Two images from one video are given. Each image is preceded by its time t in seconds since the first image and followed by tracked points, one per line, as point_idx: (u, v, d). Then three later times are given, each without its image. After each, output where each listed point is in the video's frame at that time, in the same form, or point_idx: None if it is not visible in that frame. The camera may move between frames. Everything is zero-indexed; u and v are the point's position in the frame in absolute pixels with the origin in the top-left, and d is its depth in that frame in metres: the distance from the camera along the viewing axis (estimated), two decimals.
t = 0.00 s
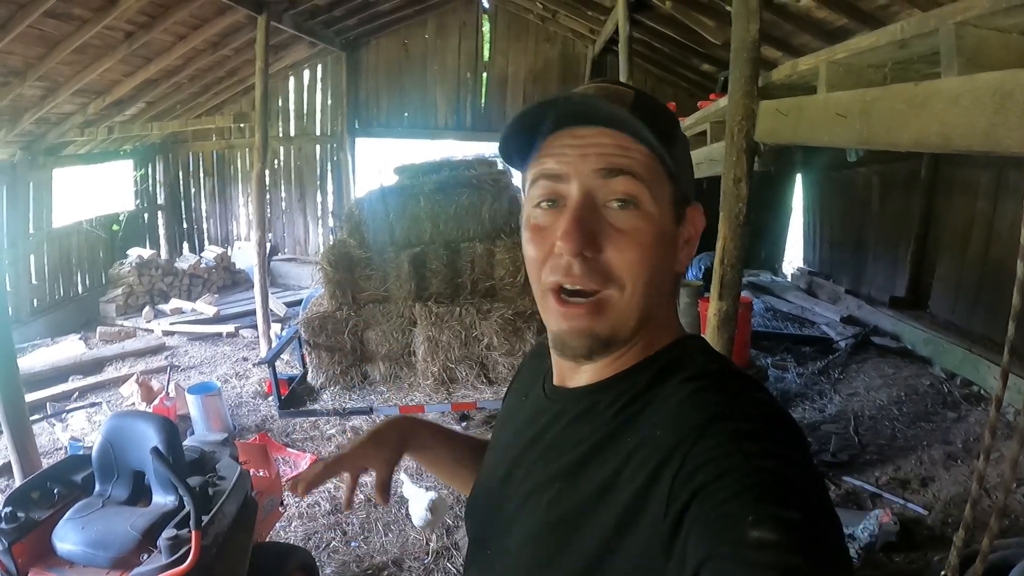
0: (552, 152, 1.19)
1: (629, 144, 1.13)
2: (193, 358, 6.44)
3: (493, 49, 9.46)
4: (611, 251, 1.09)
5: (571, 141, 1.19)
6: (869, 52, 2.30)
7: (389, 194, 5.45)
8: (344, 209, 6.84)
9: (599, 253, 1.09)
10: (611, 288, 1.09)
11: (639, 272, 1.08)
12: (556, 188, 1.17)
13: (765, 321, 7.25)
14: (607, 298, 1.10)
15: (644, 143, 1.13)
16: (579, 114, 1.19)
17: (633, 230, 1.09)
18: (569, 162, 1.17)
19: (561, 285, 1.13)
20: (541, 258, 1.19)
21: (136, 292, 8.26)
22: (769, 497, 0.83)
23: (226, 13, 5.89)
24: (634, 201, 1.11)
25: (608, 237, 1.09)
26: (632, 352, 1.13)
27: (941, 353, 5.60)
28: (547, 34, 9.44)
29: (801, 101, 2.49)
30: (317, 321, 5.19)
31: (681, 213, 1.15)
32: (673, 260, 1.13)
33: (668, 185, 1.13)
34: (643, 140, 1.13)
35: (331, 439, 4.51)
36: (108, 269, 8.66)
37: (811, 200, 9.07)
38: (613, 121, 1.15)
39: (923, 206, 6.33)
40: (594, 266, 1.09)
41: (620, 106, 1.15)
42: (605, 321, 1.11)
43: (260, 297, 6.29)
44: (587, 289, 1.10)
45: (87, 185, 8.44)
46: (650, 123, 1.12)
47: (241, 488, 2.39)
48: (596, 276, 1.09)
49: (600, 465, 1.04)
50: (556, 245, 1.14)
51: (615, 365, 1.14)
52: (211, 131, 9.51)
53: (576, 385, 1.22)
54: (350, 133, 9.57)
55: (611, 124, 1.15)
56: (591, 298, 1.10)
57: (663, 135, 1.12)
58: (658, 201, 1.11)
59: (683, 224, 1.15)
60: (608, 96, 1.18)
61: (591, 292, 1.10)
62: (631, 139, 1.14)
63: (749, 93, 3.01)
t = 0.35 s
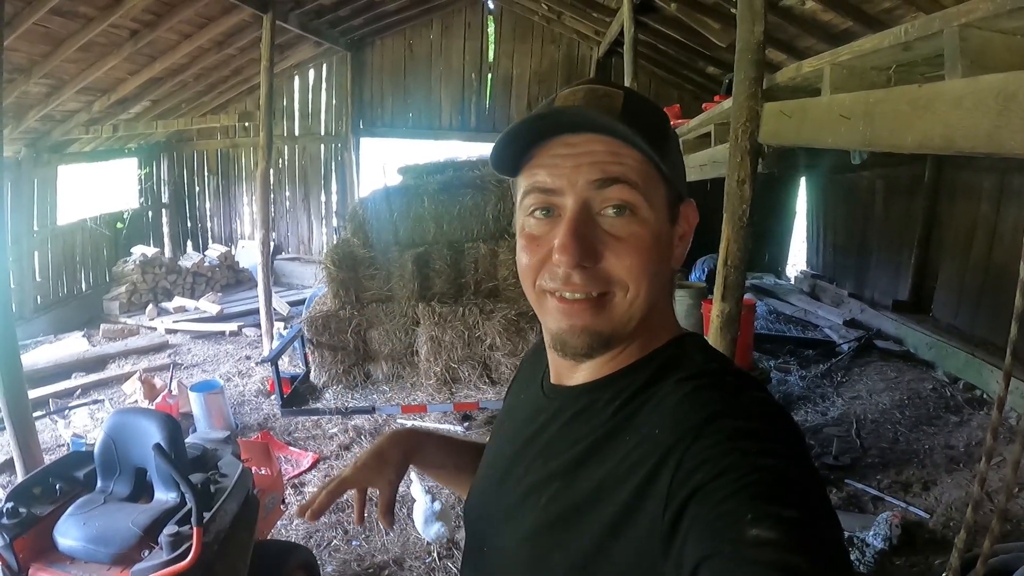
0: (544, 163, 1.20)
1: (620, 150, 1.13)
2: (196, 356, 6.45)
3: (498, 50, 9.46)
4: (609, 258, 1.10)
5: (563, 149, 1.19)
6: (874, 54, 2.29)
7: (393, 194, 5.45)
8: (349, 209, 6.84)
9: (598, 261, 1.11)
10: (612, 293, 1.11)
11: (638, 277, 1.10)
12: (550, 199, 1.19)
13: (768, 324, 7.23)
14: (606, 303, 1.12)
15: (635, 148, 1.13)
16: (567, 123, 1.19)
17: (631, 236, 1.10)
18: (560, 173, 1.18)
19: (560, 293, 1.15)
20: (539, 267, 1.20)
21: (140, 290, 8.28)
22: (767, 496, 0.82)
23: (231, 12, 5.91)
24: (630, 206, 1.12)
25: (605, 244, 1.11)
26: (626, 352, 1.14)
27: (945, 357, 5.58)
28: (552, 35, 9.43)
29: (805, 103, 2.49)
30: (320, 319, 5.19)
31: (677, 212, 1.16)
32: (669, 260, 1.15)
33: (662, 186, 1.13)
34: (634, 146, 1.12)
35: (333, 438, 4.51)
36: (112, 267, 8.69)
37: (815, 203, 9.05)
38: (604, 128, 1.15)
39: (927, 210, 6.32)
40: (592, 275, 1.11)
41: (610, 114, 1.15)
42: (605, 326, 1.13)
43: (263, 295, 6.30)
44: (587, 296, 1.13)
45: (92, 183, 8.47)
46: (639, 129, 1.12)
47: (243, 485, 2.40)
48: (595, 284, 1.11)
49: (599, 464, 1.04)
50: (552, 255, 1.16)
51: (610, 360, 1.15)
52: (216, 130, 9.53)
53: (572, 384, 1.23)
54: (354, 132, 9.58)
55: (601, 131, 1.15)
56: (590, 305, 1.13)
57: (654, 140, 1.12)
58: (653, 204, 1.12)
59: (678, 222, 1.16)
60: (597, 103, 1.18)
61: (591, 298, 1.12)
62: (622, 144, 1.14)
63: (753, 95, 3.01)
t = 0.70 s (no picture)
0: (520, 157, 1.25)
1: (586, 145, 1.16)
2: (198, 355, 6.45)
3: (499, 49, 9.46)
4: (566, 248, 1.12)
5: (537, 145, 1.23)
6: (880, 54, 2.27)
7: (394, 193, 5.45)
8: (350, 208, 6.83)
9: (554, 251, 1.13)
10: (570, 284, 1.13)
11: (597, 269, 1.11)
12: (521, 191, 1.23)
13: (770, 322, 7.22)
14: (564, 294, 1.13)
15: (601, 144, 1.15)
16: (540, 117, 1.23)
17: (588, 229, 1.12)
18: (531, 166, 1.22)
19: (524, 282, 1.18)
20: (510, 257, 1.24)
21: (141, 289, 8.26)
22: (765, 498, 0.81)
23: (232, 11, 5.89)
24: (590, 200, 1.14)
25: (563, 235, 1.13)
26: (603, 351, 1.15)
27: (947, 357, 5.56)
28: (554, 34, 9.42)
29: (810, 102, 2.47)
30: (322, 319, 5.18)
31: (652, 212, 1.15)
32: (641, 259, 1.14)
33: (631, 184, 1.14)
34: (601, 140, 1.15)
35: (335, 439, 4.50)
36: (113, 266, 8.69)
37: (817, 201, 9.03)
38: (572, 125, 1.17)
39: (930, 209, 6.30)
40: (550, 263, 1.13)
41: (580, 104, 1.16)
42: (564, 316, 1.14)
43: (265, 295, 6.29)
44: (546, 285, 1.14)
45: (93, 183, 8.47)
46: (607, 121, 1.13)
47: (245, 486, 2.40)
48: (552, 273, 1.13)
49: (598, 465, 1.03)
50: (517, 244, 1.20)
51: (598, 371, 1.15)
52: (217, 129, 9.52)
53: (569, 386, 1.22)
54: (356, 131, 9.57)
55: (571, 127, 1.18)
56: (549, 294, 1.14)
57: (622, 134, 1.12)
58: (617, 200, 1.13)
59: (656, 223, 1.16)
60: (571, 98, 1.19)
61: (548, 288, 1.14)
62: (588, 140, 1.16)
63: (757, 95, 2.99)
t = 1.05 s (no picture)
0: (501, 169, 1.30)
1: (551, 140, 1.21)
2: (194, 355, 6.40)
3: (498, 46, 9.39)
4: (542, 231, 1.11)
5: (514, 154, 1.28)
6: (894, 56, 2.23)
7: (392, 191, 5.41)
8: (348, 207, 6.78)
9: (531, 235, 1.12)
10: (548, 265, 1.09)
11: (572, 245, 1.09)
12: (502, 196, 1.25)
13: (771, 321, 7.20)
14: (545, 275, 1.09)
15: (567, 139, 1.20)
16: (511, 128, 1.30)
17: (560, 210, 1.12)
18: (508, 171, 1.25)
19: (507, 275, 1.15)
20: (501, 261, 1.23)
21: (137, 288, 8.19)
22: (767, 498, 0.79)
23: (229, 8, 5.82)
24: (561, 184, 1.15)
25: (538, 219, 1.13)
26: (596, 340, 1.12)
27: (949, 357, 5.53)
28: (553, 30, 9.35)
29: (819, 104, 2.43)
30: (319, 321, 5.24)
31: (627, 192, 1.15)
32: (618, 236, 1.11)
33: (598, 166, 1.16)
34: (562, 134, 1.20)
35: (333, 440, 4.46)
36: (109, 265, 8.62)
37: (817, 200, 9.01)
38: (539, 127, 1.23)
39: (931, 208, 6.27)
40: (528, 247, 1.11)
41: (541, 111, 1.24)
42: (546, 298, 1.09)
43: (262, 294, 6.24)
44: (526, 271, 1.11)
45: (89, 180, 8.40)
46: (563, 118, 1.21)
47: (242, 493, 2.36)
48: (531, 257, 1.10)
49: (598, 466, 1.00)
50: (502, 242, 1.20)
51: (598, 374, 1.12)
52: (213, 126, 9.45)
53: (572, 387, 1.17)
54: (353, 128, 9.49)
55: (539, 130, 1.24)
56: (530, 279, 1.11)
57: (581, 127, 1.19)
58: (586, 181, 1.14)
59: (631, 204, 1.14)
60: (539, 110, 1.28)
61: (529, 271, 1.11)
62: (555, 137, 1.21)
63: (764, 95, 2.95)
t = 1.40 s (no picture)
0: (491, 190, 1.24)
1: (543, 160, 1.14)
2: (187, 356, 6.33)
3: (490, 40, 9.31)
4: (546, 262, 1.09)
5: (501, 173, 1.22)
6: (903, 43, 2.19)
7: (385, 188, 5.34)
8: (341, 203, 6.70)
9: (537, 267, 1.10)
10: (557, 297, 1.08)
11: (580, 277, 1.07)
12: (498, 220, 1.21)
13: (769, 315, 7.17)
14: (554, 307, 1.09)
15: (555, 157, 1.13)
16: (495, 144, 1.21)
17: (563, 240, 1.09)
18: (501, 193, 1.20)
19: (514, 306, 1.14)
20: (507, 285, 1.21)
21: (129, 288, 8.10)
22: (770, 500, 0.81)
23: (218, 3, 5.73)
24: (561, 210, 1.11)
25: (542, 250, 1.10)
26: (600, 357, 1.11)
27: (948, 349, 5.51)
28: (545, 24, 9.28)
29: (825, 93, 2.39)
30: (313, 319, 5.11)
31: (624, 206, 1.12)
32: (621, 255, 1.10)
33: (594, 186, 1.11)
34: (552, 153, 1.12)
35: (329, 441, 4.41)
36: (101, 265, 8.52)
37: (813, 193, 8.99)
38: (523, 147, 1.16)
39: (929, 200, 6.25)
40: (533, 281, 1.10)
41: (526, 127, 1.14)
42: (557, 330, 1.09)
43: (255, 293, 6.17)
44: (533, 304, 1.10)
45: (79, 181, 8.29)
46: (549, 134, 1.11)
47: (236, 497, 2.31)
48: (537, 290, 1.09)
49: (604, 469, 1.02)
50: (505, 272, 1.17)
51: (600, 380, 1.12)
52: (204, 124, 9.35)
53: (573, 391, 1.17)
54: (345, 124, 9.41)
55: (524, 149, 1.16)
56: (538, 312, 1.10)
57: (572, 144, 1.10)
58: (585, 202, 1.10)
59: (631, 218, 1.12)
60: (520, 123, 1.19)
61: (536, 306, 1.10)
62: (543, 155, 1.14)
63: (767, 85, 2.90)
